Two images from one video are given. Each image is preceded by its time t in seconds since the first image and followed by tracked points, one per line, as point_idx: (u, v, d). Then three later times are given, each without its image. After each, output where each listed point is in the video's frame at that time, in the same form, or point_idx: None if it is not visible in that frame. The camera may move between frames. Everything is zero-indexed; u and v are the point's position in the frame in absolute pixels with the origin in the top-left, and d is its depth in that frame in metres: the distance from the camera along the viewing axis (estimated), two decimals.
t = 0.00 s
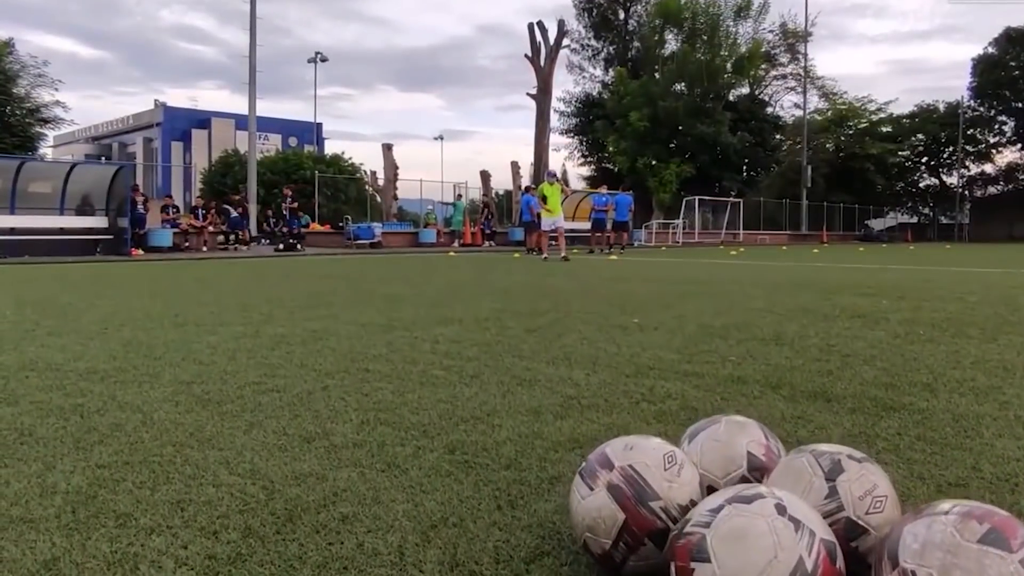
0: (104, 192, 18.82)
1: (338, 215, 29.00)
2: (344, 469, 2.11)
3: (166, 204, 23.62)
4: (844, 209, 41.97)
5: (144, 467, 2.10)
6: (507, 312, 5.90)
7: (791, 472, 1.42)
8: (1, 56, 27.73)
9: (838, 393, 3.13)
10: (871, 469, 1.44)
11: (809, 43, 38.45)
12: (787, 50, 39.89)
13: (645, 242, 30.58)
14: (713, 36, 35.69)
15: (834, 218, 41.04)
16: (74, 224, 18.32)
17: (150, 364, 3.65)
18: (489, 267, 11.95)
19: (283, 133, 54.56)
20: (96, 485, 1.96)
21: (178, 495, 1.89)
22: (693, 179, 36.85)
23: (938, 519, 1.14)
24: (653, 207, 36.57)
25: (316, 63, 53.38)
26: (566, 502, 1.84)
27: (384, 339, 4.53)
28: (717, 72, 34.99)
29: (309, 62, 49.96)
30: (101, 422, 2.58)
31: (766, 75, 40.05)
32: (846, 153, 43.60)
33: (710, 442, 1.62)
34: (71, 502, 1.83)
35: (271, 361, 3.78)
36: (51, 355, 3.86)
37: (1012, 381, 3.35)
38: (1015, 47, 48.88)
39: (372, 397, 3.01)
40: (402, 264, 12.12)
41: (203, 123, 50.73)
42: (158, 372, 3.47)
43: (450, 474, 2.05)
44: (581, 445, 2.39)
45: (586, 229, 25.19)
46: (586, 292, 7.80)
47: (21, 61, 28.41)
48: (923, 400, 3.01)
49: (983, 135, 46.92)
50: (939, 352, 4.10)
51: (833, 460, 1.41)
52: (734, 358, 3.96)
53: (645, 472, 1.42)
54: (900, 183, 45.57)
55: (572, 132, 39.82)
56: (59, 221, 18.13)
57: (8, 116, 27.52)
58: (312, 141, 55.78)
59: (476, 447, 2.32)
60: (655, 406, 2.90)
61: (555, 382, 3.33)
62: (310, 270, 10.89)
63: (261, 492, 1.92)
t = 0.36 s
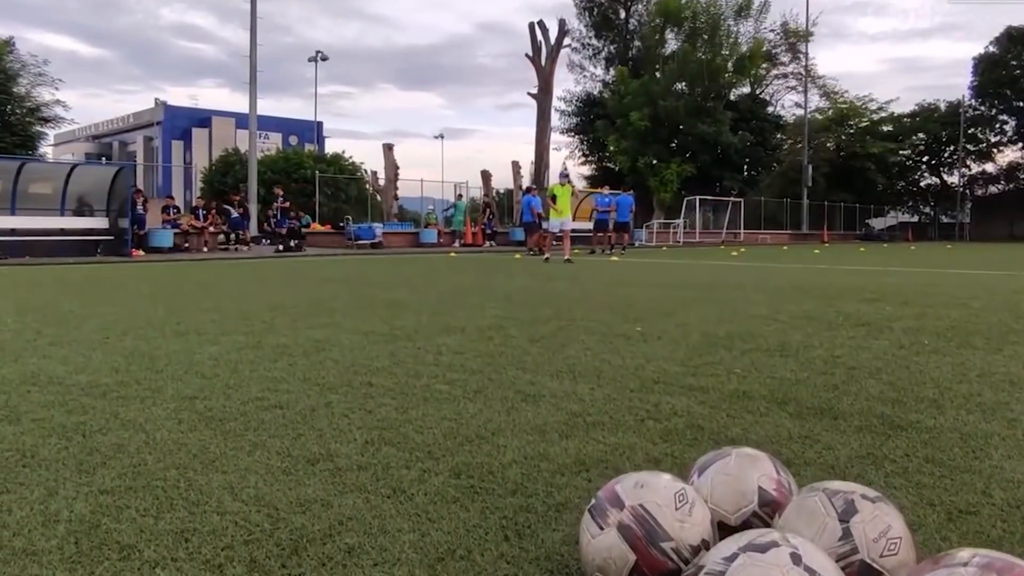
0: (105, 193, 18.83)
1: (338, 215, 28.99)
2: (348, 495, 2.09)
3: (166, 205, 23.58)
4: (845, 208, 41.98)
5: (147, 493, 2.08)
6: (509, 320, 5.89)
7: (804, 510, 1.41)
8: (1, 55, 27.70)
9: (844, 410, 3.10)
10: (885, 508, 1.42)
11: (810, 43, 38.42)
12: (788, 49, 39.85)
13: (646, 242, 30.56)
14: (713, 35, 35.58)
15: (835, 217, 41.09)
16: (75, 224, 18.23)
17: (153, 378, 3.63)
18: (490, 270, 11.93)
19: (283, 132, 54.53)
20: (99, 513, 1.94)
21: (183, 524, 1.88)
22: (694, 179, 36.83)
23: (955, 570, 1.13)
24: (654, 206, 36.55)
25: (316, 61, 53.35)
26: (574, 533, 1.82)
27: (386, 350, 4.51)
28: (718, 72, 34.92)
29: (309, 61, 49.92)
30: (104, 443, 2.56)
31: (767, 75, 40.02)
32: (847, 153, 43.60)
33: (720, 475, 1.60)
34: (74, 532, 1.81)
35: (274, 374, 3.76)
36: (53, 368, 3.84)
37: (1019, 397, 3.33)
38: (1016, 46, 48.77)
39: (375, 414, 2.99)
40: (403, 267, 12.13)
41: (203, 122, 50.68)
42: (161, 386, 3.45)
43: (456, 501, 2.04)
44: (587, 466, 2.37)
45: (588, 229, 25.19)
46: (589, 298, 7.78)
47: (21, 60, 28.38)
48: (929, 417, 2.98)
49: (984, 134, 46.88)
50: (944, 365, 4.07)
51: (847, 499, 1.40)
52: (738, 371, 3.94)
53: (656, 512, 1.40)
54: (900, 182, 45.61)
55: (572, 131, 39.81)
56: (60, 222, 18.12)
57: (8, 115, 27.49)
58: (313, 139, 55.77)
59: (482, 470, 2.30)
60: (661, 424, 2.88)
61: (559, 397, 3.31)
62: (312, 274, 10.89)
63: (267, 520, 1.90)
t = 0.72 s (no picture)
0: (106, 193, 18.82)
1: (339, 214, 28.98)
2: (355, 522, 2.07)
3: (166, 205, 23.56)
4: (845, 207, 41.99)
5: (150, 521, 2.06)
6: (512, 327, 5.87)
7: (820, 552, 1.39)
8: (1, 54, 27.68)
9: (850, 427, 3.08)
10: (902, 549, 1.41)
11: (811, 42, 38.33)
12: (789, 48, 39.80)
13: (646, 242, 30.55)
14: (715, 35, 35.43)
15: (835, 216, 41.16)
16: (77, 224, 18.21)
17: (155, 391, 3.61)
18: (491, 272, 11.91)
19: (284, 130, 54.51)
20: (104, 543, 1.92)
21: (187, 555, 1.86)
22: (694, 178, 36.78)
23: None
24: (654, 206, 36.55)
25: (316, 59, 53.26)
26: (584, 566, 1.81)
27: (389, 360, 4.49)
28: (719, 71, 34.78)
29: (310, 59, 49.86)
30: (107, 465, 2.54)
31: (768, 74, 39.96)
32: (847, 151, 43.57)
33: (732, 512, 1.59)
34: (79, 565, 1.80)
35: (277, 388, 3.74)
36: (54, 381, 3.82)
37: None
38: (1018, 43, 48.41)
39: (380, 432, 2.97)
40: (404, 270, 12.14)
41: (204, 120, 50.61)
42: (163, 401, 3.43)
43: (463, 529, 2.03)
44: (595, 490, 2.35)
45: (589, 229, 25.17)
46: (591, 303, 7.77)
47: (21, 59, 28.34)
48: (937, 435, 2.96)
49: (985, 133, 46.78)
50: (950, 377, 4.05)
51: (863, 543, 1.38)
52: (742, 383, 3.92)
53: (670, 554, 1.39)
54: (901, 181, 45.66)
55: (572, 130, 39.80)
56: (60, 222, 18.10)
57: (8, 114, 27.44)
58: (313, 137, 55.76)
59: (489, 495, 2.28)
60: (668, 443, 2.85)
61: (565, 413, 3.29)
62: (313, 277, 10.90)
63: (273, 552, 1.88)
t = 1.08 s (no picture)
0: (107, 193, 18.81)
1: (340, 213, 28.98)
2: (361, 543, 2.07)
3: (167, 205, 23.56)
4: (845, 206, 42.04)
5: (156, 542, 2.05)
6: (515, 333, 5.86)
7: None
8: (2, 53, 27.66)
9: (857, 441, 3.07)
10: None
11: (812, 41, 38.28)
12: (790, 48, 39.78)
13: (648, 242, 30.57)
14: (716, 34, 35.40)
15: (836, 215, 41.26)
16: (78, 225, 18.18)
17: (158, 403, 3.60)
18: (492, 275, 11.90)
19: (285, 129, 54.51)
20: (108, 566, 1.92)
21: None
22: (696, 177, 36.77)
23: None
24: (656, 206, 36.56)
25: (316, 58, 53.21)
26: None
27: (391, 369, 4.48)
28: (720, 71, 34.57)
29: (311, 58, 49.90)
30: (112, 482, 2.53)
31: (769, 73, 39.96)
32: (849, 151, 43.60)
33: (743, 540, 1.58)
34: None
35: (281, 399, 3.72)
36: (56, 392, 3.81)
37: None
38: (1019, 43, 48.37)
39: (385, 446, 2.96)
40: (406, 273, 12.13)
41: (205, 119, 50.59)
42: (167, 413, 3.41)
43: (470, 551, 2.02)
44: (601, 508, 2.34)
45: (591, 229, 25.17)
46: (593, 307, 7.76)
47: (22, 58, 28.33)
48: (944, 450, 2.95)
49: (986, 132, 46.77)
50: (956, 388, 4.03)
51: None
52: (747, 394, 3.91)
53: None
54: (902, 180, 45.73)
55: (573, 130, 39.82)
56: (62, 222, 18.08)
57: (9, 113, 27.43)
58: (314, 136, 55.77)
59: (495, 514, 2.28)
60: (675, 458, 2.84)
61: (570, 426, 3.28)
62: (315, 280, 10.89)
63: None
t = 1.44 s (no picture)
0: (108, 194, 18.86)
1: (341, 213, 28.95)
2: (372, 568, 2.06)
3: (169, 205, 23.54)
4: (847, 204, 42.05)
5: (165, 569, 2.05)
6: (520, 340, 5.85)
7: None
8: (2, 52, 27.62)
9: (867, 458, 3.06)
10: None
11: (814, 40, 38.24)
12: (792, 46, 39.76)
13: (650, 241, 30.59)
14: (717, 33, 35.35)
15: (838, 214, 41.36)
16: (79, 225, 18.15)
17: (164, 416, 3.58)
18: (496, 277, 11.89)
19: (286, 128, 54.52)
20: None
21: None
22: (697, 176, 36.74)
23: None
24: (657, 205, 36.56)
25: (317, 57, 53.18)
26: None
27: (398, 378, 4.47)
28: (722, 70, 34.48)
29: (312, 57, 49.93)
30: (120, 501, 2.52)
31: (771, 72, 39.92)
32: (850, 149, 43.61)
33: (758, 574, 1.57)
34: None
35: (287, 412, 3.71)
36: (61, 404, 3.79)
37: None
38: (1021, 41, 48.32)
39: (392, 462, 2.96)
40: (408, 275, 12.13)
41: (205, 117, 50.58)
42: (173, 427, 3.40)
43: None
44: (611, 530, 2.33)
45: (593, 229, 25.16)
46: (597, 312, 7.75)
47: (23, 57, 28.29)
48: (953, 467, 2.94)
49: (988, 131, 46.75)
50: (963, 400, 4.02)
51: None
52: (753, 406, 3.90)
53: None
54: (904, 179, 45.77)
55: (575, 128, 39.81)
56: (64, 222, 18.08)
57: (10, 112, 27.41)
58: (315, 135, 55.78)
59: (506, 536, 2.27)
60: (683, 475, 2.83)
61: (578, 440, 3.26)
62: (318, 283, 10.87)
63: None
